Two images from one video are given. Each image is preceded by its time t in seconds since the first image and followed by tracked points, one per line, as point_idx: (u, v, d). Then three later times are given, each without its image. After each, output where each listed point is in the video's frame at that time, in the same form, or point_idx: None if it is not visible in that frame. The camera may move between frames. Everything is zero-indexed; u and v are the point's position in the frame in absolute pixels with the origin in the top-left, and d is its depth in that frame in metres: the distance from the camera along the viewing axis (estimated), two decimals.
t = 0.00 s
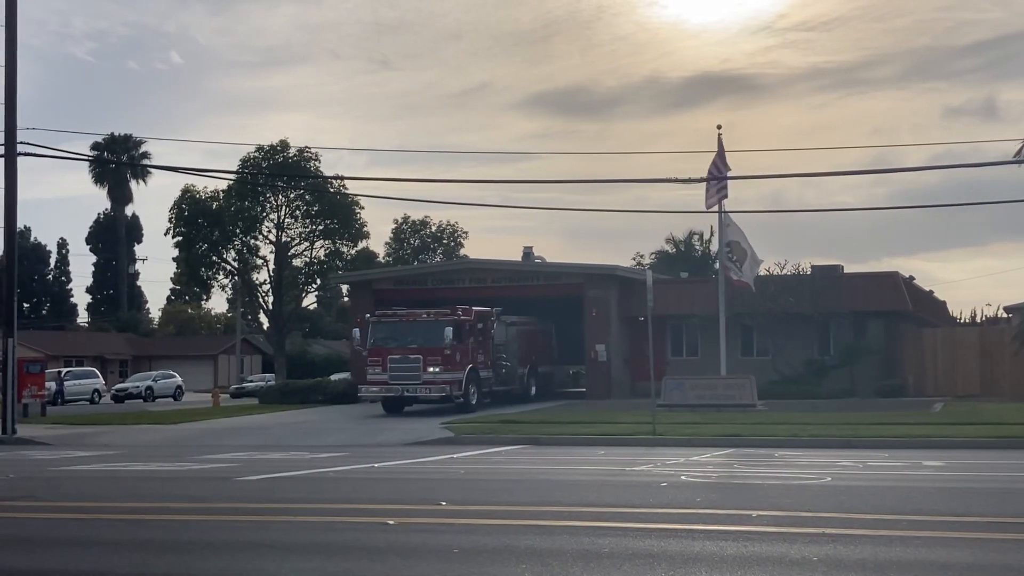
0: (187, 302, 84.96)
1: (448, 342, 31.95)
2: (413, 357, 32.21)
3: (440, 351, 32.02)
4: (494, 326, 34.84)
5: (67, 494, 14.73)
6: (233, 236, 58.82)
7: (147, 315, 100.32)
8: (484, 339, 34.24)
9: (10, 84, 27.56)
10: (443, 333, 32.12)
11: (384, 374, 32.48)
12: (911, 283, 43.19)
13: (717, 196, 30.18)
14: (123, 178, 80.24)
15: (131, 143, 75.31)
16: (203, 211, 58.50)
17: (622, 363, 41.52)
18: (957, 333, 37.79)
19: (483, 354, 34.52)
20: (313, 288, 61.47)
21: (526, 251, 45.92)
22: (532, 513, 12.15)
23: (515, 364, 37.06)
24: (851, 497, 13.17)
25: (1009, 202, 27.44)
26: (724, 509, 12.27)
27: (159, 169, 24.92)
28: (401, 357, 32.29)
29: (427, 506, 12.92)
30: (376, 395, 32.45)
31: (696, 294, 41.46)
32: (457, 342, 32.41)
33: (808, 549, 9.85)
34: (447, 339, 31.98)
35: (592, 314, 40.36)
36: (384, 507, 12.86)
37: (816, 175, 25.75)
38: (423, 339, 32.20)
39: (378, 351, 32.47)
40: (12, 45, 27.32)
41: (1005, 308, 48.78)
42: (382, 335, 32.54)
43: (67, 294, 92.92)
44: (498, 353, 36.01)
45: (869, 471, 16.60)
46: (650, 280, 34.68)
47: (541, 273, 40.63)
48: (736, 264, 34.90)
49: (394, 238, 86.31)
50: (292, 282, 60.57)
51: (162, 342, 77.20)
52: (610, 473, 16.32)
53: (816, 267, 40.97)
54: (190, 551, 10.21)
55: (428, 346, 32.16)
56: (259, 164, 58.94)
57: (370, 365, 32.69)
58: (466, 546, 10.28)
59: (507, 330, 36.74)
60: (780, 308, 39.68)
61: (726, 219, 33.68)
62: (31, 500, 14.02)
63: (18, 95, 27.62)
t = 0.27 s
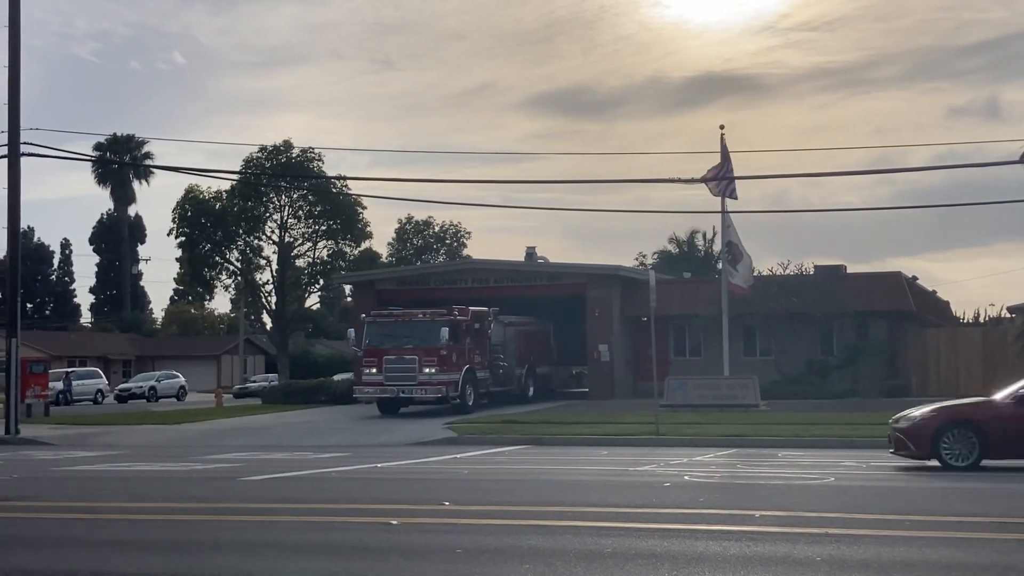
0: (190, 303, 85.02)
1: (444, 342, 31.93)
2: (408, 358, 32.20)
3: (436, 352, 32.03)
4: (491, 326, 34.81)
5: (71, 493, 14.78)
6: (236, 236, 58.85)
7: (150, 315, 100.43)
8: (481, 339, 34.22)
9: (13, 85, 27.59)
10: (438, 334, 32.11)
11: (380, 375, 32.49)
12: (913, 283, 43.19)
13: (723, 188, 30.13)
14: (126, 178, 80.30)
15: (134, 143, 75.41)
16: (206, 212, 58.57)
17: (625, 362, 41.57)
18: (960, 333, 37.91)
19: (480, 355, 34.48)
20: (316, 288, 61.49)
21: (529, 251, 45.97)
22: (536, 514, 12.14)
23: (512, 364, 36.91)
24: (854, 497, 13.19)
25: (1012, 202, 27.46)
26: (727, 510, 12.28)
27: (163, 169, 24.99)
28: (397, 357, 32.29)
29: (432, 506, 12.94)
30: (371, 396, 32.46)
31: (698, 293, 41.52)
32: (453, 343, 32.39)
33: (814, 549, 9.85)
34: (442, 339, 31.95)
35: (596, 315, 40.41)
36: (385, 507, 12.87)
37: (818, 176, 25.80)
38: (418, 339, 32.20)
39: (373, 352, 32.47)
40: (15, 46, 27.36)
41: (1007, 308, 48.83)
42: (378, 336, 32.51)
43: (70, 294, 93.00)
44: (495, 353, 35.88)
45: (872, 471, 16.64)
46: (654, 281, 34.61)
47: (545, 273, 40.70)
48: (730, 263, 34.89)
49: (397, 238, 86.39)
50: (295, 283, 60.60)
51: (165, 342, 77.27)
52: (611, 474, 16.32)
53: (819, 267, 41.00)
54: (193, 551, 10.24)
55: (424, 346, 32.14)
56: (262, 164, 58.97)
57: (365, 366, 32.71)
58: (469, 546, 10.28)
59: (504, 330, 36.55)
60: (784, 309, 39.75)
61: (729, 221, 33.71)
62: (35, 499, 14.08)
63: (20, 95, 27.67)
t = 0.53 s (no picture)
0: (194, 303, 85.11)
1: (440, 343, 31.93)
2: (404, 359, 32.21)
3: (432, 353, 32.05)
4: (488, 327, 34.80)
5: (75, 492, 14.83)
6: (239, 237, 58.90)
7: (153, 315, 100.55)
8: (478, 340, 34.22)
9: (18, 85, 27.62)
10: (433, 336, 32.13)
11: (375, 377, 32.46)
12: (917, 282, 43.19)
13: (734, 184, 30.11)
14: (130, 179, 80.37)
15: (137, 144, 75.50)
16: (209, 212, 58.64)
17: (628, 363, 41.60)
18: (964, 334, 37.72)
19: (477, 356, 34.46)
20: (319, 289, 61.52)
21: (533, 252, 46.03)
22: (539, 513, 12.16)
23: (510, 365, 36.84)
24: (858, 497, 13.21)
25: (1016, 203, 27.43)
26: (729, 510, 12.30)
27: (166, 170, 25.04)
28: (392, 359, 32.29)
29: (435, 506, 12.97)
30: (366, 398, 32.45)
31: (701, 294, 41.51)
32: (450, 345, 32.41)
33: (817, 549, 9.87)
34: (438, 340, 31.97)
35: (599, 315, 40.44)
36: (388, 507, 12.90)
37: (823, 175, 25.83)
38: (413, 341, 32.20)
39: (369, 353, 32.48)
40: (20, 46, 27.37)
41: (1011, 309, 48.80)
42: (373, 337, 32.48)
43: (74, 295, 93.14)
44: (492, 355, 35.71)
45: (876, 471, 16.65)
46: (656, 281, 34.59)
47: (548, 274, 40.74)
48: (730, 264, 34.72)
49: (400, 239, 86.45)
50: (298, 284, 60.64)
51: (169, 343, 77.32)
52: (614, 474, 16.35)
53: (822, 268, 40.99)
54: (197, 550, 10.27)
55: (421, 347, 32.15)
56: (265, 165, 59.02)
57: (360, 367, 32.69)
58: (473, 547, 10.30)
59: (502, 331, 36.49)
60: (787, 309, 39.75)
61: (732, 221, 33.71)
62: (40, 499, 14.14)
63: (24, 96, 27.72)
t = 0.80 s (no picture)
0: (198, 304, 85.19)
1: (437, 344, 31.91)
2: (401, 361, 32.07)
3: (429, 354, 32.00)
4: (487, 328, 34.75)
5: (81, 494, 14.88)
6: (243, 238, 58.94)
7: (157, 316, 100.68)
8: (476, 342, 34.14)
9: (21, 88, 27.66)
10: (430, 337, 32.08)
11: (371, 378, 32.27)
12: (920, 283, 43.12)
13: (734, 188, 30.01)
14: (134, 180, 80.43)
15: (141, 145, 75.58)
16: (213, 213, 58.70)
17: (631, 363, 41.62)
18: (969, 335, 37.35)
19: (476, 357, 34.39)
20: (323, 289, 61.56)
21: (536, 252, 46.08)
22: (543, 515, 12.20)
23: (509, 367, 36.65)
24: (862, 498, 13.25)
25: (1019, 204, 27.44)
26: (733, 511, 12.33)
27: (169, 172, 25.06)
28: (389, 361, 32.08)
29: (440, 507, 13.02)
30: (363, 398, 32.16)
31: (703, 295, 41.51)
32: (447, 345, 32.30)
33: (820, 549, 9.91)
34: (436, 341, 31.94)
35: (602, 317, 40.47)
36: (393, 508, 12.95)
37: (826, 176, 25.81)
38: (411, 342, 32.15)
39: (365, 354, 32.40)
40: (22, 49, 27.43)
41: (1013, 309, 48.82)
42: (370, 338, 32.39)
43: (78, 296, 93.25)
44: (491, 356, 35.53)
45: (880, 471, 16.70)
46: (660, 282, 34.56)
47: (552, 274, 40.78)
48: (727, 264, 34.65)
49: (404, 239, 86.54)
50: (302, 285, 60.69)
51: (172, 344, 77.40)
52: (618, 475, 16.38)
53: (826, 269, 41.01)
54: (205, 552, 10.32)
55: (418, 349, 32.11)
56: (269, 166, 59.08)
57: (357, 368, 32.58)
58: (480, 547, 10.34)
59: (501, 333, 36.39)
60: (791, 310, 39.78)
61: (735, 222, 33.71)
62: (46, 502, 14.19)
63: (28, 98, 27.75)
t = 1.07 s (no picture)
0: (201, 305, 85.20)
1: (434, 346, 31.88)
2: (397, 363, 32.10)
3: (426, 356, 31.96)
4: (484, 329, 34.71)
5: (85, 495, 14.89)
6: (247, 239, 58.97)
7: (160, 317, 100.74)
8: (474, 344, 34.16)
9: (26, 90, 27.69)
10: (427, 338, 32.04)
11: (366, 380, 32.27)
12: (923, 284, 43.15)
13: (732, 194, 30.07)
14: (137, 181, 80.50)
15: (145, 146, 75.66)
16: (217, 215, 58.76)
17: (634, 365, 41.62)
18: (974, 335, 37.65)
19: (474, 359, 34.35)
20: (326, 291, 61.59)
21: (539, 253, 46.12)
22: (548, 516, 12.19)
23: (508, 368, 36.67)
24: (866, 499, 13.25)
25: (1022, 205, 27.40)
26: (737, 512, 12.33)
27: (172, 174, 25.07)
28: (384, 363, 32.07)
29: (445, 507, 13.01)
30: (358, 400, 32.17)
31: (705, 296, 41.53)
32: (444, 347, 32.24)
33: (825, 550, 9.91)
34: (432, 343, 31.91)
35: (605, 318, 40.48)
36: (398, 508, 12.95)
37: (832, 177, 25.78)
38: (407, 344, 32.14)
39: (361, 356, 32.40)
40: (26, 51, 27.45)
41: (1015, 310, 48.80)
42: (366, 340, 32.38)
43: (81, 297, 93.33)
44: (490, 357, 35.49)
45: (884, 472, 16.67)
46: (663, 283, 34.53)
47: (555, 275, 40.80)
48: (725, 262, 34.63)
49: (407, 240, 86.56)
50: (305, 286, 60.71)
51: (175, 345, 77.42)
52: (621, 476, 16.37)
53: (829, 271, 41.02)
54: (212, 552, 10.33)
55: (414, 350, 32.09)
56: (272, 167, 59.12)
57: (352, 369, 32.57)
58: (486, 548, 10.36)
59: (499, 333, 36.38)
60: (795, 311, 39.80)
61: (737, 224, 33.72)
62: (50, 502, 14.21)
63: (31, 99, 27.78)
